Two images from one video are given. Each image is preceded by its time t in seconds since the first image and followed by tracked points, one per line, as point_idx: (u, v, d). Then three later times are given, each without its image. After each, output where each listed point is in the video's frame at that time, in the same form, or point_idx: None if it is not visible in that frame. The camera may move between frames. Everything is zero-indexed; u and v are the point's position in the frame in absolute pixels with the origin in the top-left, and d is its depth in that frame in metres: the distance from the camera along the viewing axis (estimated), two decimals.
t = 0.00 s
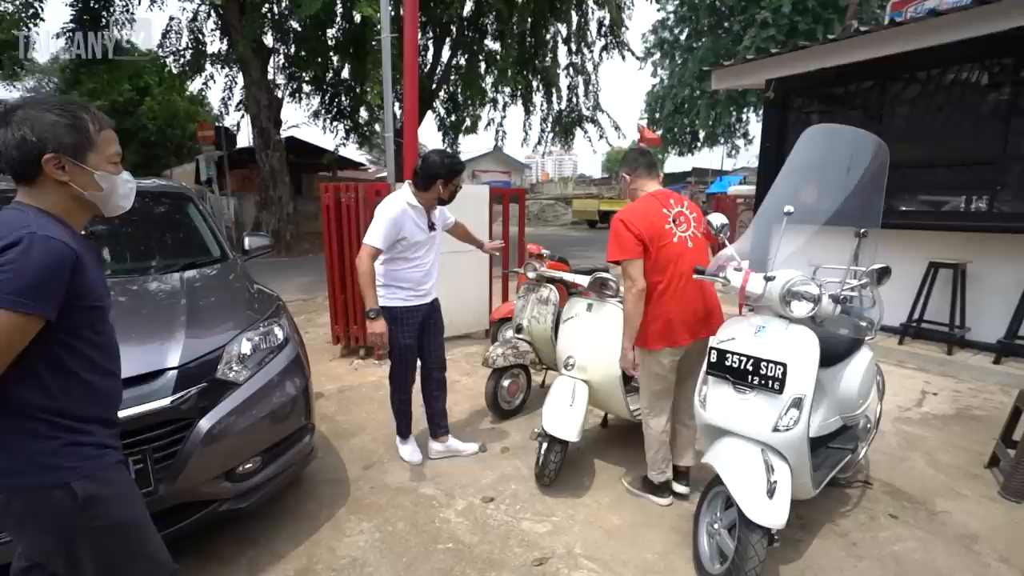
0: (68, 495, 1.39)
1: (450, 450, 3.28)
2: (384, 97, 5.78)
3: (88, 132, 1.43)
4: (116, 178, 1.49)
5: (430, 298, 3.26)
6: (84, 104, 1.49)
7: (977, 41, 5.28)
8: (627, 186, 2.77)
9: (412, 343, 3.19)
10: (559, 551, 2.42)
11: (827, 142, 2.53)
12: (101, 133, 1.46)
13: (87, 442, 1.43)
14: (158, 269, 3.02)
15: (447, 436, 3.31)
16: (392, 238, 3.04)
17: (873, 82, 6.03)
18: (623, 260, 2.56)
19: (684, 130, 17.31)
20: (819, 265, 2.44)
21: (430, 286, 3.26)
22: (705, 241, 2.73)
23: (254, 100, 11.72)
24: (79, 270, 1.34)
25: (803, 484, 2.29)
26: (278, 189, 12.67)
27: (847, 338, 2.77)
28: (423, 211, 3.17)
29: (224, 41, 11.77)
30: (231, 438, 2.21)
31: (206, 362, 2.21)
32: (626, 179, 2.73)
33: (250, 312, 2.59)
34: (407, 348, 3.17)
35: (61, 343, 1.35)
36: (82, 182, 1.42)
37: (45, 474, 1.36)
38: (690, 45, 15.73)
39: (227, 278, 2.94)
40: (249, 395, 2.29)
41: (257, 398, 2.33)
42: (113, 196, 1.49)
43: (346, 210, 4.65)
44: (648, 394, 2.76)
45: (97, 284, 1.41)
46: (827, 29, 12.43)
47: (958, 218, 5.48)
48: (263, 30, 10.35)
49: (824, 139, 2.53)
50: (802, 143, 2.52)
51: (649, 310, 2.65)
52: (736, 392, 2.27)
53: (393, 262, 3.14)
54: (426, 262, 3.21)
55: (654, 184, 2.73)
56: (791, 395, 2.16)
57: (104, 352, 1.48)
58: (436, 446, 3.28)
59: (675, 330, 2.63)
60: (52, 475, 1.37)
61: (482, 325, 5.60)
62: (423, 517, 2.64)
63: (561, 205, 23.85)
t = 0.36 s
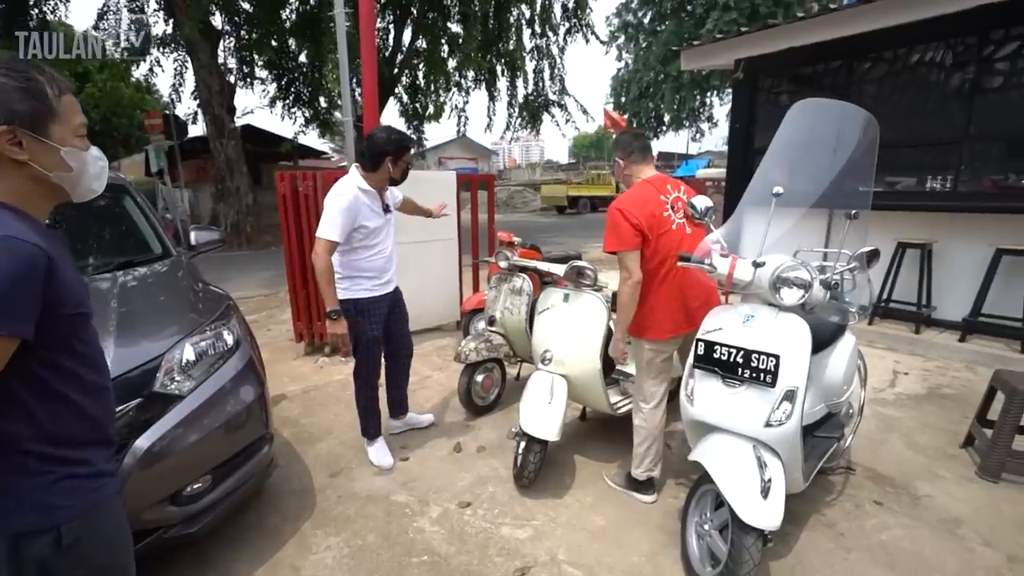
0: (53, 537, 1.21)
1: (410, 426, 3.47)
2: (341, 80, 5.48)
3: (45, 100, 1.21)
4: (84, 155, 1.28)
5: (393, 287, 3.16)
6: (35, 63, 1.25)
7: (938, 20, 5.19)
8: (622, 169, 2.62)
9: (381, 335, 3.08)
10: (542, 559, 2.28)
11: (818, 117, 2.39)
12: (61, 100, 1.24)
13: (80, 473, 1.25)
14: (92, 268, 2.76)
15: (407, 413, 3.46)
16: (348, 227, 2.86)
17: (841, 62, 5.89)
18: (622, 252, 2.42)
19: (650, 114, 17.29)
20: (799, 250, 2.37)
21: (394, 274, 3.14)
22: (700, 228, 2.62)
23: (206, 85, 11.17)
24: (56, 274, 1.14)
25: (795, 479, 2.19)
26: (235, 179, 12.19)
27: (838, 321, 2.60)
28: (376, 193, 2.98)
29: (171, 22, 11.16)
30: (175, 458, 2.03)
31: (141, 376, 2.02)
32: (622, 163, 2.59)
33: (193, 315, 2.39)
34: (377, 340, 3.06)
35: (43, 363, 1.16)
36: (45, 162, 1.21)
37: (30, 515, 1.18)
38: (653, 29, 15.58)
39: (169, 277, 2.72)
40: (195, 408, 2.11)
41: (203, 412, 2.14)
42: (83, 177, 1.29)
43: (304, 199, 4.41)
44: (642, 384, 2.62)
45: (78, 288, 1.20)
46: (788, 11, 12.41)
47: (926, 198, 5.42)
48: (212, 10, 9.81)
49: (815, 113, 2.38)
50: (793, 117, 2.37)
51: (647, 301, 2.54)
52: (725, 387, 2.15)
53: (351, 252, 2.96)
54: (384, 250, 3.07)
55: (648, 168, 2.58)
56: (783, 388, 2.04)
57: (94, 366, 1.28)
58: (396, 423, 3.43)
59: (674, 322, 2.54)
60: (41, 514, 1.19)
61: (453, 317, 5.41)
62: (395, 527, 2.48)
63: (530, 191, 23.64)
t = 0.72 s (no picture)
0: None
1: (383, 423, 3.46)
2: (322, 73, 5.29)
3: (15, 84, 1.12)
4: (58, 144, 1.20)
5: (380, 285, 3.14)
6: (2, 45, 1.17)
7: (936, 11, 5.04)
8: (662, 160, 2.60)
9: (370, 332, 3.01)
10: None
11: (826, 108, 2.26)
12: (30, 83, 1.16)
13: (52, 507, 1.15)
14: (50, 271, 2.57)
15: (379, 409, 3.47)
16: (330, 221, 2.89)
17: (835, 55, 5.72)
18: (666, 237, 2.40)
19: (641, 110, 17.13)
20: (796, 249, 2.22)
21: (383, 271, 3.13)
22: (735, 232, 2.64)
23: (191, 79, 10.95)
24: (29, 284, 1.04)
25: (800, 494, 2.08)
26: (221, 176, 11.97)
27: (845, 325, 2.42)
28: (355, 189, 3.01)
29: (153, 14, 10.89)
30: (134, 479, 1.88)
31: (95, 390, 1.87)
32: (671, 155, 2.58)
33: (155, 322, 2.23)
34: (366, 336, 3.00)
35: (11, 383, 1.06)
36: (15, 150, 1.13)
37: None
38: (644, 25, 15.42)
39: (131, 279, 2.56)
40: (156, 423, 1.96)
41: (167, 427, 2.00)
42: (59, 167, 1.21)
43: (285, 196, 4.25)
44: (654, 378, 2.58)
45: (53, 299, 1.11)
46: (780, 7, 12.29)
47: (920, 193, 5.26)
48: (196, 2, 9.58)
49: (823, 104, 2.26)
50: (801, 107, 2.24)
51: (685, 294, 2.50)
52: (727, 398, 2.03)
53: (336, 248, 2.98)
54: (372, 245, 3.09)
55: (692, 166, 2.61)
56: (789, 399, 1.93)
57: (65, 385, 1.17)
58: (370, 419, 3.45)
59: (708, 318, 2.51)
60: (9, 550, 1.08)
61: (441, 318, 5.25)
62: (376, 547, 2.36)
63: (521, 187, 23.45)
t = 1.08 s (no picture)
0: None
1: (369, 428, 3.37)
2: (304, 67, 5.15)
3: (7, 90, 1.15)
4: (49, 150, 1.24)
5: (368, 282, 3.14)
6: None
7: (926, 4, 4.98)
8: (678, 146, 2.75)
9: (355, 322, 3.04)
10: None
11: (822, 104, 2.23)
12: (21, 91, 1.19)
13: (47, 507, 1.18)
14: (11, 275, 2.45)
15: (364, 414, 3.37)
16: (316, 217, 2.91)
17: (826, 49, 5.66)
18: (682, 227, 2.55)
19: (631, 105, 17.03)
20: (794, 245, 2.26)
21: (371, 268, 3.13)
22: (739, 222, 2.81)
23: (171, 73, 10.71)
24: (19, 286, 1.07)
25: (799, 500, 2.02)
26: (205, 172, 11.77)
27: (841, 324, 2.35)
28: (342, 186, 3.03)
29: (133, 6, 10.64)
30: (102, 497, 1.78)
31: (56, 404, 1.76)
32: (688, 140, 2.73)
33: (124, 328, 2.12)
34: (352, 328, 3.01)
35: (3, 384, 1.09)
36: (8, 157, 1.16)
37: None
38: (633, 19, 15.34)
39: (98, 283, 2.44)
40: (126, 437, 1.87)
41: (141, 439, 1.92)
42: (49, 173, 1.24)
43: (267, 193, 4.14)
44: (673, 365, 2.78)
45: (43, 301, 1.13)
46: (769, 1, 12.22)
47: (911, 187, 5.22)
48: None
49: (819, 99, 2.23)
50: (795, 106, 2.23)
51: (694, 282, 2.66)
52: (725, 403, 1.97)
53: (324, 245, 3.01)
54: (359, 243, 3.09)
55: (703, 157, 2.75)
56: (788, 404, 1.88)
57: (60, 385, 1.21)
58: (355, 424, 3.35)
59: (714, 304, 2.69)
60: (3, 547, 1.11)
61: (430, 317, 5.15)
62: (362, 561, 2.29)
63: (511, 182, 23.30)
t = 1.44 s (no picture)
0: (34, 542, 1.15)
1: (353, 438, 3.26)
2: (287, 65, 5.02)
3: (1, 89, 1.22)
4: (40, 146, 1.29)
5: (354, 286, 3.04)
6: None
7: (912, 12, 4.97)
8: (677, 150, 2.69)
9: (341, 329, 2.98)
10: None
11: (821, 109, 2.20)
12: (14, 93, 1.25)
13: (62, 472, 1.21)
14: None
15: (348, 423, 3.27)
16: (301, 215, 2.83)
17: (813, 54, 5.64)
18: (681, 242, 2.51)
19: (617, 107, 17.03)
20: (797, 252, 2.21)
21: (355, 271, 3.04)
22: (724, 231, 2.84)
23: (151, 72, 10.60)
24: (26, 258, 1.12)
25: (799, 516, 1.98)
26: (185, 172, 11.54)
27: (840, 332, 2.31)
28: (332, 186, 2.96)
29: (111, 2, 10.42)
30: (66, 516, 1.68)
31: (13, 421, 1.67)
32: (687, 147, 2.69)
33: (87, 340, 2.05)
34: (337, 335, 2.96)
35: (15, 352, 1.13)
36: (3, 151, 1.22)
37: (7, 518, 1.12)
38: (619, 23, 15.34)
39: (62, 288, 2.33)
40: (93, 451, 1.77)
41: (112, 452, 1.84)
42: (40, 169, 1.30)
43: (247, 194, 4.03)
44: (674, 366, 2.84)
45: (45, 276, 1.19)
46: (754, 7, 12.26)
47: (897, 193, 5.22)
48: None
49: (819, 104, 2.20)
50: (795, 110, 2.20)
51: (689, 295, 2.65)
52: (725, 417, 1.94)
53: (309, 244, 2.91)
54: (346, 245, 2.98)
55: (695, 164, 2.74)
56: (790, 417, 1.85)
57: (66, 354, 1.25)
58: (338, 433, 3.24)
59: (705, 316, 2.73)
60: (23, 508, 1.14)
61: (415, 320, 5.05)
62: None
63: (496, 184, 23.21)
